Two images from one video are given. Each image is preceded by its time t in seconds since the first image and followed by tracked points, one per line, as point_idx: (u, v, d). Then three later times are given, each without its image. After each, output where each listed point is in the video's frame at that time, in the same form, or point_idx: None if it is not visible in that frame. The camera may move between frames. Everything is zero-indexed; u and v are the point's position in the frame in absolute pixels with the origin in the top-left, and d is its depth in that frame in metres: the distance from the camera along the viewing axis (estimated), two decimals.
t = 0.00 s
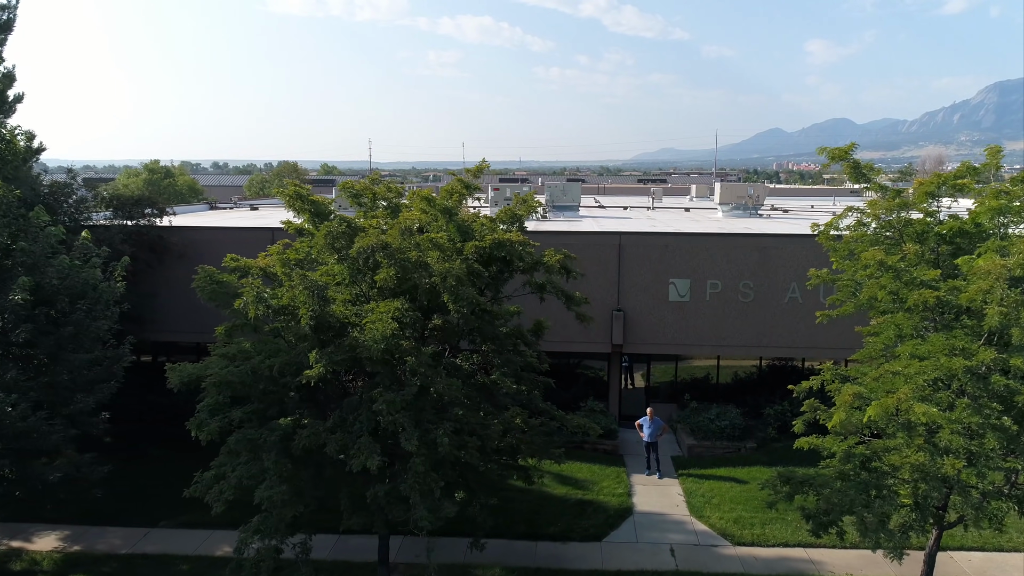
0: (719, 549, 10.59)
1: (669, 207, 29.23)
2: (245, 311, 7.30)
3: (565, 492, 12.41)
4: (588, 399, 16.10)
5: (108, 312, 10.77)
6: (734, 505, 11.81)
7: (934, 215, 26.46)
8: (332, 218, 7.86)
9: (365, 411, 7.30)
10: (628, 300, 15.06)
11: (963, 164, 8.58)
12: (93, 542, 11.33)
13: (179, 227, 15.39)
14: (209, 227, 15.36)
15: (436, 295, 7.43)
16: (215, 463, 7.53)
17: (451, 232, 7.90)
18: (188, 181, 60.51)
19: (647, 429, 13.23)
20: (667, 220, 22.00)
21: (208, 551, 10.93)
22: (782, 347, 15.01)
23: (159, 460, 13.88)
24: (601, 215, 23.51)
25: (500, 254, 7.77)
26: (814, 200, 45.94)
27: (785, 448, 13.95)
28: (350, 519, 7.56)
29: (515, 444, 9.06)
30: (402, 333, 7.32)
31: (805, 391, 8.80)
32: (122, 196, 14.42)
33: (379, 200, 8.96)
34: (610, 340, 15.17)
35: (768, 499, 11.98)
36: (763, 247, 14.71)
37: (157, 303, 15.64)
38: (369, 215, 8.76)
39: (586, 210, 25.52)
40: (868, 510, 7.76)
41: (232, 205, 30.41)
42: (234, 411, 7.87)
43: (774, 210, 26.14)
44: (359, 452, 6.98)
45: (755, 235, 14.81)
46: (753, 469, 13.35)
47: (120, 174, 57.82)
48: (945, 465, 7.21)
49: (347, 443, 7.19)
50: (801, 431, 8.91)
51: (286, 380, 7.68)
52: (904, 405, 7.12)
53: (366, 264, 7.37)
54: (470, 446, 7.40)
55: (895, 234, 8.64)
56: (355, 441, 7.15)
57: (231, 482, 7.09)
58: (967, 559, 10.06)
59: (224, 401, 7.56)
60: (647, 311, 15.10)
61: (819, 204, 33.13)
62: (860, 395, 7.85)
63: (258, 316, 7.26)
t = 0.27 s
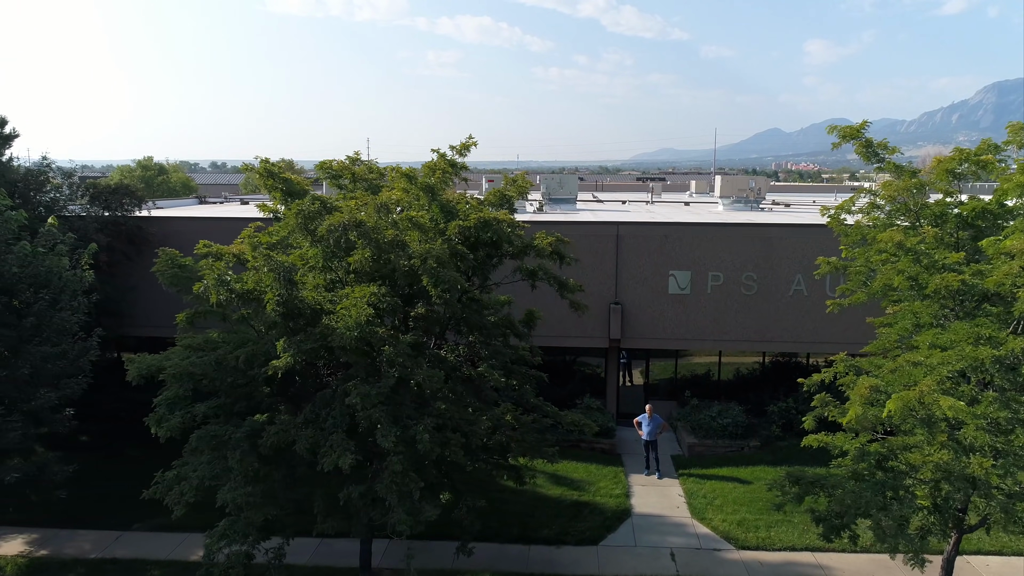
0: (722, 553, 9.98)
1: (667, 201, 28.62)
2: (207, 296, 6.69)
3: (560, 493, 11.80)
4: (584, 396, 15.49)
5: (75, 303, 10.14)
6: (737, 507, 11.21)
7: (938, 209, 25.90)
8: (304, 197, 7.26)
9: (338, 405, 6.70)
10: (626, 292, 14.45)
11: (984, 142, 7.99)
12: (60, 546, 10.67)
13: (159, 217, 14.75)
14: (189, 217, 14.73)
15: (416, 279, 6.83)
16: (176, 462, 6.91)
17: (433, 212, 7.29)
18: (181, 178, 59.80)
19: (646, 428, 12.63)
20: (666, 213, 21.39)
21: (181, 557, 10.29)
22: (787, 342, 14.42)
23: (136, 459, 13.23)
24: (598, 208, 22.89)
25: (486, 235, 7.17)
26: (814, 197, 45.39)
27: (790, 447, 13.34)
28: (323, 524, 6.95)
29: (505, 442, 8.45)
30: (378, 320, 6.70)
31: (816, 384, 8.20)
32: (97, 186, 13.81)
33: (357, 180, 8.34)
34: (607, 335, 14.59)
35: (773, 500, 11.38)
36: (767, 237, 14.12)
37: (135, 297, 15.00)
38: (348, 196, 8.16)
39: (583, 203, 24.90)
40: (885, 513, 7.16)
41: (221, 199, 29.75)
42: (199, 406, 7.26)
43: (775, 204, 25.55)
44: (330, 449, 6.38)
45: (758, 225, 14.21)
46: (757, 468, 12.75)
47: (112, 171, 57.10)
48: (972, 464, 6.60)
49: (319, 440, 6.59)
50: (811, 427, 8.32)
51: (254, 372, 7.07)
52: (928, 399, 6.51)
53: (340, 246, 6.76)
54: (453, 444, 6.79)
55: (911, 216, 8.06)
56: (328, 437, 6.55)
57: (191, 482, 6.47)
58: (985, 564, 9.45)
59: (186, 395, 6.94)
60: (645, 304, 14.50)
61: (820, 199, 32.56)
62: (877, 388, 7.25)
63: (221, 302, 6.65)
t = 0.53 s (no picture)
0: (726, 558, 9.38)
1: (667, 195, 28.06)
2: (162, 279, 6.08)
3: (555, 494, 11.20)
4: (581, 393, 14.89)
5: (38, 292, 9.53)
6: (741, 509, 10.62)
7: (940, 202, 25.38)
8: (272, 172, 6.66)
9: (307, 397, 6.09)
10: (624, 284, 13.86)
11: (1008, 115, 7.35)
12: (25, 551, 10.05)
13: (138, 207, 14.14)
14: (169, 207, 14.12)
15: (393, 260, 6.23)
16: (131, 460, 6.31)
17: (415, 189, 6.69)
18: (175, 175, 59.12)
19: (643, 426, 12.13)
20: (666, 206, 20.81)
21: (154, 562, 9.68)
22: (792, 336, 13.85)
23: (111, 459, 12.60)
24: (596, 201, 22.30)
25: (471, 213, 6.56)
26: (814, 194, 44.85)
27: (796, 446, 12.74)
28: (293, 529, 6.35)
29: (493, 439, 7.86)
30: (351, 305, 6.12)
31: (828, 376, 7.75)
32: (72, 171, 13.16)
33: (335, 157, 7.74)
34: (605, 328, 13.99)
35: (779, 501, 10.79)
36: (771, 227, 13.53)
37: (112, 289, 14.38)
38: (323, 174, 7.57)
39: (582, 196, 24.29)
40: (905, 516, 6.57)
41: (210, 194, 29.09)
42: (157, 398, 6.65)
43: (778, 198, 24.99)
44: (297, 446, 5.78)
45: (762, 215, 13.63)
46: (761, 468, 12.16)
47: (106, 168, 56.43)
48: (1004, 464, 5.99)
49: (285, 436, 5.99)
50: (824, 424, 7.67)
51: (216, 362, 6.47)
52: (956, 391, 5.91)
53: (308, 223, 6.15)
54: (434, 441, 6.20)
55: (930, 195, 7.48)
56: (295, 433, 5.95)
57: (144, 483, 5.87)
58: (1006, 570, 8.86)
59: (142, 387, 6.34)
60: (644, 297, 13.90)
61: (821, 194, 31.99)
62: (897, 380, 6.66)
63: (177, 285, 6.01)
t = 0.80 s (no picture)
0: (730, 564, 8.78)
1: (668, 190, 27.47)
2: (107, 258, 5.47)
3: (549, 495, 10.59)
4: (577, 389, 14.28)
5: None
6: (745, 511, 10.02)
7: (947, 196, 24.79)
8: (232, 142, 6.07)
9: (268, 389, 5.48)
10: (621, 276, 13.27)
11: None
12: None
13: (115, 196, 13.55)
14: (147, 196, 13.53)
15: (364, 238, 5.62)
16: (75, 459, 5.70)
17: (391, 163, 6.09)
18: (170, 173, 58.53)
19: (641, 424, 11.57)
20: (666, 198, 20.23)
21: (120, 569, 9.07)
22: (797, 330, 13.26)
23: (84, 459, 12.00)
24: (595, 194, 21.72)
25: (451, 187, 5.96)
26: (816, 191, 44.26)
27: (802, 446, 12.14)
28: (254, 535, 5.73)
29: (479, 437, 7.24)
30: (316, 287, 5.52)
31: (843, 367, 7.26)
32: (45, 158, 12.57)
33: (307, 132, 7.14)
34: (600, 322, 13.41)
35: (785, 504, 10.19)
36: (775, 216, 12.94)
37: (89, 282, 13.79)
38: (293, 148, 6.97)
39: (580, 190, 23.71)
40: (931, 520, 5.96)
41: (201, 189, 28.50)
42: (107, 391, 6.05)
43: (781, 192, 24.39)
44: (255, 444, 5.17)
45: (766, 204, 13.04)
46: (766, 468, 11.55)
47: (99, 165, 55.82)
48: None
49: (243, 433, 5.38)
50: (836, 420, 7.24)
51: (170, 351, 5.86)
52: (989, 382, 5.32)
53: (270, 196, 5.54)
54: (410, 438, 5.59)
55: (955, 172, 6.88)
56: (254, 430, 5.35)
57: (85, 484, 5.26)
58: None
59: (88, 378, 5.74)
60: (642, 289, 13.31)
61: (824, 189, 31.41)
62: (920, 371, 6.06)
63: (122, 264, 5.40)
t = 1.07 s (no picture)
0: (735, 572, 8.15)
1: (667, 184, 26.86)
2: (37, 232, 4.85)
3: (541, 497, 9.97)
4: (573, 386, 13.66)
5: None
6: (750, 515, 9.41)
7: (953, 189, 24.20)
8: (184, 105, 5.45)
9: (217, 380, 4.86)
10: (619, 267, 12.66)
11: None
12: None
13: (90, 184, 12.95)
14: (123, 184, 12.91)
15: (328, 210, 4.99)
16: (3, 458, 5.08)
17: (360, 129, 5.48)
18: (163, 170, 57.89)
19: (640, 423, 10.96)
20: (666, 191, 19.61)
21: None
22: (803, 324, 12.65)
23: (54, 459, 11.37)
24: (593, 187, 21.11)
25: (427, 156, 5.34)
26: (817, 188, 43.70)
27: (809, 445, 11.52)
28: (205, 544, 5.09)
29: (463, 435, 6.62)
30: (272, 265, 4.89)
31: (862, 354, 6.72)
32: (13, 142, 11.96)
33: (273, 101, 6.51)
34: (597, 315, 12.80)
35: (792, 507, 9.58)
36: (780, 204, 12.34)
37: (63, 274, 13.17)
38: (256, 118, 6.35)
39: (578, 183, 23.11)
40: (962, 527, 5.33)
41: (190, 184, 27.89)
42: (44, 383, 5.42)
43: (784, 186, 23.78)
44: (200, 442, 4.55)
45: (771, 191, 12.43)
46: (771, 469, 10.94)
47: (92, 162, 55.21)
48: None
49: (190, 430, 4.77)
50: (855, 417, 6.73)
51: (112, 338, 5.23)
52: None
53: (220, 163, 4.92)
54: (378, 436, 4.97)
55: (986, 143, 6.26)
56: (201, 426, 4.73)
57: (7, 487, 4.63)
58: None
59: (19, 368, 5.11)
60: (641, 281, 12.70)
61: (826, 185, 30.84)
62: (951, 361, 5.44)
63: (53, 238, 4.78)
